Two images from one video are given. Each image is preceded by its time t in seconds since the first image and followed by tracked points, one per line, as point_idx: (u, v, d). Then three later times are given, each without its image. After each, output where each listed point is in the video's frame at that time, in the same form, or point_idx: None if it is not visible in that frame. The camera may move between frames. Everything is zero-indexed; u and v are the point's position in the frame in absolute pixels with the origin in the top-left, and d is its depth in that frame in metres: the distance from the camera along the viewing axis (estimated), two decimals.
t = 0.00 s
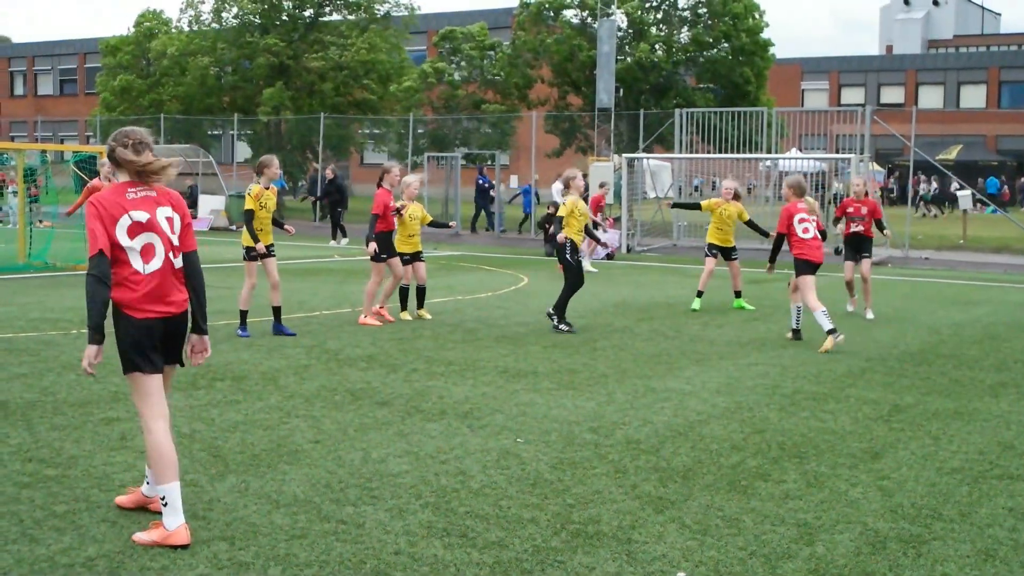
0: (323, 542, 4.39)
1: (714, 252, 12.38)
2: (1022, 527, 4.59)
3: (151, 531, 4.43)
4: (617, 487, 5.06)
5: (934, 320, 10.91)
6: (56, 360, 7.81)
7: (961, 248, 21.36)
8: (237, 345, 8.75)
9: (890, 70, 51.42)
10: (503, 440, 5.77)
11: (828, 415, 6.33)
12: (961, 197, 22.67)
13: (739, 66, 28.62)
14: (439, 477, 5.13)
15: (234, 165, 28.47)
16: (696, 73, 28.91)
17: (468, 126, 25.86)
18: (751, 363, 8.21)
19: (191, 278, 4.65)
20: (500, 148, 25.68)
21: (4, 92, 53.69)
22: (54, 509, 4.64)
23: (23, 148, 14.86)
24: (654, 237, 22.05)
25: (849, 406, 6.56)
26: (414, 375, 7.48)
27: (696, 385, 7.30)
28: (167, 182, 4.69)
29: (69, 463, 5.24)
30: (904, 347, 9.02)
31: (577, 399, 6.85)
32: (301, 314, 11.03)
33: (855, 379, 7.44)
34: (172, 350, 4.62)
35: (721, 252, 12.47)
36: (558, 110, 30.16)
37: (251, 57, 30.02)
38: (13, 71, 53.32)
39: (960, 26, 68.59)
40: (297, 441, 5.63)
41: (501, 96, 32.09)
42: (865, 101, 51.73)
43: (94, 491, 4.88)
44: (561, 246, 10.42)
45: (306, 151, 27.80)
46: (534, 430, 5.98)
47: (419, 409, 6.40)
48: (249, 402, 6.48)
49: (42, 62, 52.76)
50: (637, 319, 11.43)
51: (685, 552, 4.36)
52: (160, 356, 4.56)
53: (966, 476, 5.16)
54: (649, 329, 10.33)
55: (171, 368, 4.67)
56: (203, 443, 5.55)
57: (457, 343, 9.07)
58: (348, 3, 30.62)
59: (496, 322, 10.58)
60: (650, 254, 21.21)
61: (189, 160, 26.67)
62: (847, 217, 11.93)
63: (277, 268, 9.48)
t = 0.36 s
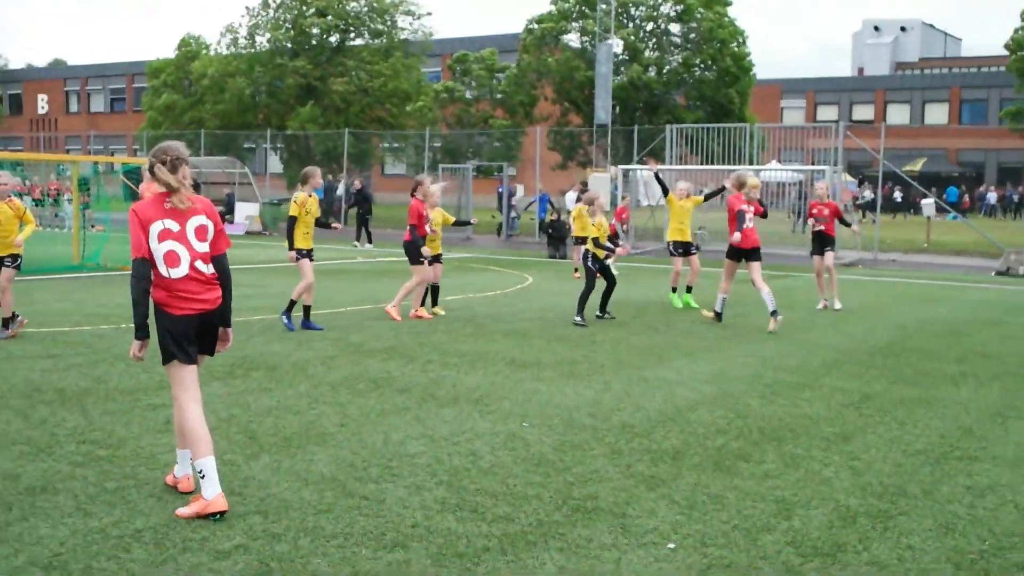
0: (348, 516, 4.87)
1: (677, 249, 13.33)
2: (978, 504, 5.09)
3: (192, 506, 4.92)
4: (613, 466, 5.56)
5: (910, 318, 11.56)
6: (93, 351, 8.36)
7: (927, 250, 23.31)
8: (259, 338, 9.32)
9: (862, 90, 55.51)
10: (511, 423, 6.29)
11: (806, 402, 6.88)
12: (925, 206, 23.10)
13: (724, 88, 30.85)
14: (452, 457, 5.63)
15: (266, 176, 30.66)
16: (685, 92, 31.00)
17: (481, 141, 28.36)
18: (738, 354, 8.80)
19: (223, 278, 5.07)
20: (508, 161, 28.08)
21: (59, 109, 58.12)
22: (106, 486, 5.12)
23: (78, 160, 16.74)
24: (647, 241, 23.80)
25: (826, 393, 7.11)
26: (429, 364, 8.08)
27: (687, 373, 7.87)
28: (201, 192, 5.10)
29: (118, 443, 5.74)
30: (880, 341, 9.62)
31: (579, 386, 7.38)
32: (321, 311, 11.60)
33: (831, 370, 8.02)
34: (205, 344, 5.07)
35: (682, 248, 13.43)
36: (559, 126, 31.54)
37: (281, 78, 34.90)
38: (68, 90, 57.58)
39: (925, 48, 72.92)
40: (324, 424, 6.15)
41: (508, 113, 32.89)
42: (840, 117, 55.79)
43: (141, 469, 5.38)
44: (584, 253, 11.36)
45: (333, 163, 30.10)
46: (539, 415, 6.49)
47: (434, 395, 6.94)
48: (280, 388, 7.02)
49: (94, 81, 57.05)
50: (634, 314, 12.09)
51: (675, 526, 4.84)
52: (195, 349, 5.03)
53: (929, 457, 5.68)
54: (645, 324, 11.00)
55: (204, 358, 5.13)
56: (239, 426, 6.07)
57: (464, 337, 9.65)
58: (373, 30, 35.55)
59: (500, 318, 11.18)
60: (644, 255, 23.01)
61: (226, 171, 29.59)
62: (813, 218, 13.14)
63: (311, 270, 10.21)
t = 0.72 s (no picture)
0: (372, 496, 5.37)
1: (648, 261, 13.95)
2: (947, 488, 5.58)
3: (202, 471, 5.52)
4: (614, 452, 6.11)
5: (891, 320, 12.28)
6: (133, 348, 9.06)
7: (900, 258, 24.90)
8: (284, 338, 10.04)
9: (840, 110, 56.56)
10: (520, 414, 6.91)
11: (789, 396, 7.49)
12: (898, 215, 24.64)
13: (713, 110, 32.05)
14: (468, 444, 6.18)
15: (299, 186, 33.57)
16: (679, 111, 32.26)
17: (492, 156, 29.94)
18: (729, 353, 9.47)
19: (256, 275, 5.60)
20: (518, 174, 29.44)
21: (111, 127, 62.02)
22: (152, 467, 5.64)
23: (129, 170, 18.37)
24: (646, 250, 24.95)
25: (807, 389, 7.73)
26: (445, 362, 8.79)
27: (682, 371, 8.53)
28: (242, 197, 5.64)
29: (164, 429, 6.29)
30: (862, 342, 10.30)
31: (581, 381, 8.07)
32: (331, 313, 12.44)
33: (814, 368, 8.66)
34: (238, 333, 5.56)
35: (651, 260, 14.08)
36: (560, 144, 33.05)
37: (313, 99, 36.27)
38: (120, 109, 61.40)
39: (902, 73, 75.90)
40: (350, 415, 6.74)
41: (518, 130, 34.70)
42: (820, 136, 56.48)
43: (184, 452, 5.91)
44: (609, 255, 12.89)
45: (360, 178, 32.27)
46: (546, 407, 7.09)
47: (450, 389, 7.59)
48: (310, 383, 7.67)
49: (144, 101, 60.90)
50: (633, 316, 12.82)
51: (670, 507, 5.31)
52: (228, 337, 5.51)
53: (901, 446, 6.20)
54: (644, 324, 11.72)
55: (236, 347, 5.61)
56: (273, 416, 6.65)
57: (476, 337, 10.37)
58: (395, 55, 36.67)
59: (508, 321, 11.92)
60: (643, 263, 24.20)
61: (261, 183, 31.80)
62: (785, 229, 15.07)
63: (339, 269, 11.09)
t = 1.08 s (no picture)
0: (414, 498, 5.40)
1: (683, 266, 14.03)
2: (995, 496, 5.49)
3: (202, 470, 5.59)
4: (656, 456, 6.09)
5: (934, 324, 12.13)
6: (179, 349, 9.24)
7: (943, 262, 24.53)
8: (326, 340, 10.17)
9: (885, 112, 55.90)
10: (561, 417, 6.94)
11: (831, 400, 7.47)
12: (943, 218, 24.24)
13: (757, 110, 32.03)
14: (509, 446, 6.22)
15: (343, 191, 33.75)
16: (721, 114, 32.12)
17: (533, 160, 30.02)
18: (769, 356, 9.48)
19: (299, 278, 5.66)
20: (559, 178, 29.57)
21: (156, 131, 63.57)
22: (195, 467, 5.72)
23: (170, 176, 19.49)
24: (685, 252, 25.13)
25: (849, 393, 7.69)
26: (488, 364, 8.92)
27: (722, 373, 8.55)
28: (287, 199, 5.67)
29: (209, 430, 6.41)
30: (903, 345, 10.25)
31: (622, 383, 8.10)
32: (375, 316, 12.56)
33: (855, 371, 8.64)
34: (282, 336, 5.62)
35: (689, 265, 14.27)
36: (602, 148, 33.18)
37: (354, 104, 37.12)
38: (167, 114, 62.83)
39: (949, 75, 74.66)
40: (392, 417, 6.83)
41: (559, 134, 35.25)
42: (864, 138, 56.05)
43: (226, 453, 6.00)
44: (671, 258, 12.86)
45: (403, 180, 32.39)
46: (586, 410, 7.15)
47: (493, 391, 7.69)
48: (355, 385, 7.81)
49: (189, 107, 62.43)
50: (670, 317, 12.86)
51: (712, 512, 5.28)
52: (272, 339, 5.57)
53: (948, 452, 6.13)
54: (682, 326, 11.75)
55: (278, 348, 5.66)
56: (316, 418, 6.76)
57: (516, 340, 10.48)
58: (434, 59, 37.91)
59: (548, 324, 11.96)
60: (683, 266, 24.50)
61: (305, 188, 33.36)
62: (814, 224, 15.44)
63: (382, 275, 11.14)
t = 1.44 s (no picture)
0: (433, 488, 5.73)
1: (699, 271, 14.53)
2: (982, 487, 5.80)
3: (237, 464, 5.94)
4: (661, 449, 6.43)
5: (933, 325, 12.46)
6: (210, 347, 9.81)
7: (936, 266, 24.91)
8: (347, 340, 10.66)
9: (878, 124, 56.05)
10: (570, 412, 7.34)
11: (828, 396, 7.85)
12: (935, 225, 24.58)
13: (757, 122, 32.26)
14: (522, 439, 6.60)
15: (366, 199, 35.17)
16: (724, 127, 32.50)
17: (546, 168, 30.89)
18: (769, 354, 9.90)
19: (316, 278, 5.99)
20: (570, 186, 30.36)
21: (193, 142, 67.07)
22: (229, 457, 6.09)
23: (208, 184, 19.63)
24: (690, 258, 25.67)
25: (845, 389, 8.08)
26: (502, 361, 9.37)
27: (724, 370, 8.95)
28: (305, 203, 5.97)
29: (241, 422, 6.81)
30: (898, 344, 10.63)
31: (629, 380, 8.50)
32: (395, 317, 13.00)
33: (850, 368, 9.04)
34: (302, 332, 5.98)
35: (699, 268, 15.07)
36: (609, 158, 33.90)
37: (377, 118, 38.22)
38: (203, 126, 66.44)
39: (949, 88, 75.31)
40: (413, 411, 7.24)
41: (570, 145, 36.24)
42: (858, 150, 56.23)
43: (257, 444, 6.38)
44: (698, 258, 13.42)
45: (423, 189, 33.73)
46: (595, 405, 7.54)
47: (507, 387, 8.11)
48: (378, 381, 8.28)
49: (224, 120, 65.83)
50: (676, 318, 13.31)
51: (714, 502, 5.60)
52: (295, 336, 5.93)
53: (938, 446, 6.47)
54: (687, 326, 12.18)
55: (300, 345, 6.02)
56: (341, 412, 7.17)
57: (529, 338, 10.93)
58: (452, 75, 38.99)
59: (558, 324, 12.38)
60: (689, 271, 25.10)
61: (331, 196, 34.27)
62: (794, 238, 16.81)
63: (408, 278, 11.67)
